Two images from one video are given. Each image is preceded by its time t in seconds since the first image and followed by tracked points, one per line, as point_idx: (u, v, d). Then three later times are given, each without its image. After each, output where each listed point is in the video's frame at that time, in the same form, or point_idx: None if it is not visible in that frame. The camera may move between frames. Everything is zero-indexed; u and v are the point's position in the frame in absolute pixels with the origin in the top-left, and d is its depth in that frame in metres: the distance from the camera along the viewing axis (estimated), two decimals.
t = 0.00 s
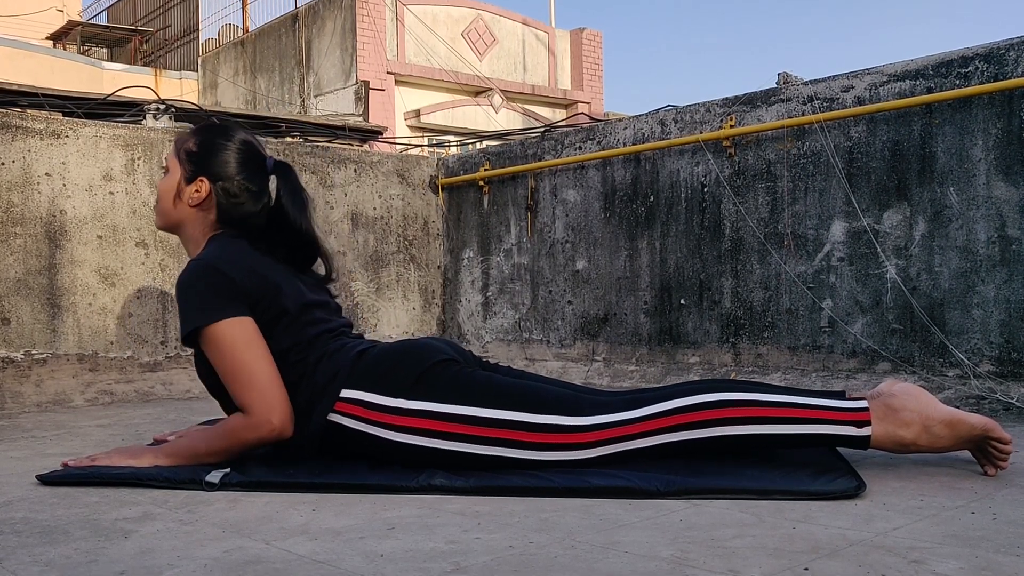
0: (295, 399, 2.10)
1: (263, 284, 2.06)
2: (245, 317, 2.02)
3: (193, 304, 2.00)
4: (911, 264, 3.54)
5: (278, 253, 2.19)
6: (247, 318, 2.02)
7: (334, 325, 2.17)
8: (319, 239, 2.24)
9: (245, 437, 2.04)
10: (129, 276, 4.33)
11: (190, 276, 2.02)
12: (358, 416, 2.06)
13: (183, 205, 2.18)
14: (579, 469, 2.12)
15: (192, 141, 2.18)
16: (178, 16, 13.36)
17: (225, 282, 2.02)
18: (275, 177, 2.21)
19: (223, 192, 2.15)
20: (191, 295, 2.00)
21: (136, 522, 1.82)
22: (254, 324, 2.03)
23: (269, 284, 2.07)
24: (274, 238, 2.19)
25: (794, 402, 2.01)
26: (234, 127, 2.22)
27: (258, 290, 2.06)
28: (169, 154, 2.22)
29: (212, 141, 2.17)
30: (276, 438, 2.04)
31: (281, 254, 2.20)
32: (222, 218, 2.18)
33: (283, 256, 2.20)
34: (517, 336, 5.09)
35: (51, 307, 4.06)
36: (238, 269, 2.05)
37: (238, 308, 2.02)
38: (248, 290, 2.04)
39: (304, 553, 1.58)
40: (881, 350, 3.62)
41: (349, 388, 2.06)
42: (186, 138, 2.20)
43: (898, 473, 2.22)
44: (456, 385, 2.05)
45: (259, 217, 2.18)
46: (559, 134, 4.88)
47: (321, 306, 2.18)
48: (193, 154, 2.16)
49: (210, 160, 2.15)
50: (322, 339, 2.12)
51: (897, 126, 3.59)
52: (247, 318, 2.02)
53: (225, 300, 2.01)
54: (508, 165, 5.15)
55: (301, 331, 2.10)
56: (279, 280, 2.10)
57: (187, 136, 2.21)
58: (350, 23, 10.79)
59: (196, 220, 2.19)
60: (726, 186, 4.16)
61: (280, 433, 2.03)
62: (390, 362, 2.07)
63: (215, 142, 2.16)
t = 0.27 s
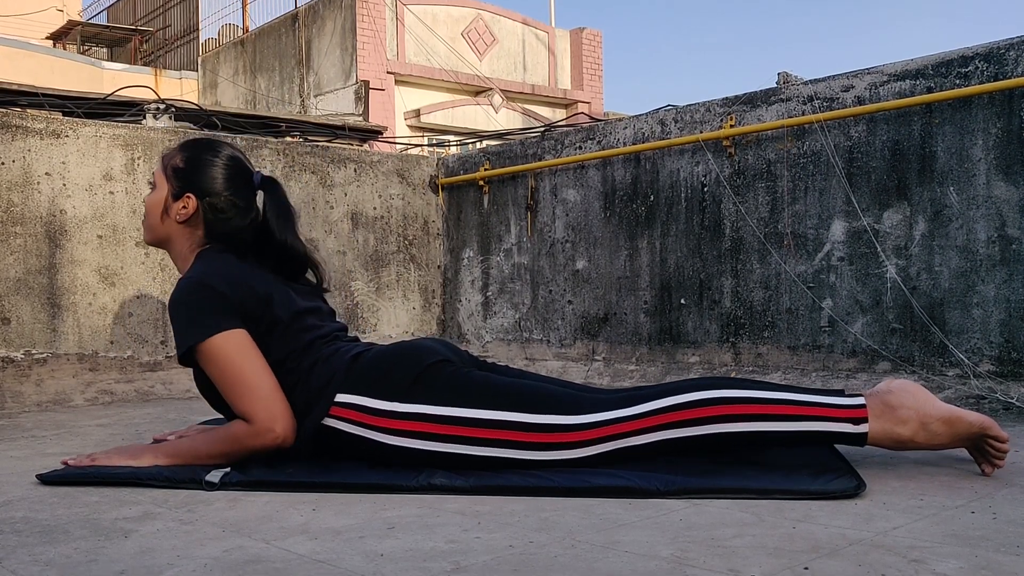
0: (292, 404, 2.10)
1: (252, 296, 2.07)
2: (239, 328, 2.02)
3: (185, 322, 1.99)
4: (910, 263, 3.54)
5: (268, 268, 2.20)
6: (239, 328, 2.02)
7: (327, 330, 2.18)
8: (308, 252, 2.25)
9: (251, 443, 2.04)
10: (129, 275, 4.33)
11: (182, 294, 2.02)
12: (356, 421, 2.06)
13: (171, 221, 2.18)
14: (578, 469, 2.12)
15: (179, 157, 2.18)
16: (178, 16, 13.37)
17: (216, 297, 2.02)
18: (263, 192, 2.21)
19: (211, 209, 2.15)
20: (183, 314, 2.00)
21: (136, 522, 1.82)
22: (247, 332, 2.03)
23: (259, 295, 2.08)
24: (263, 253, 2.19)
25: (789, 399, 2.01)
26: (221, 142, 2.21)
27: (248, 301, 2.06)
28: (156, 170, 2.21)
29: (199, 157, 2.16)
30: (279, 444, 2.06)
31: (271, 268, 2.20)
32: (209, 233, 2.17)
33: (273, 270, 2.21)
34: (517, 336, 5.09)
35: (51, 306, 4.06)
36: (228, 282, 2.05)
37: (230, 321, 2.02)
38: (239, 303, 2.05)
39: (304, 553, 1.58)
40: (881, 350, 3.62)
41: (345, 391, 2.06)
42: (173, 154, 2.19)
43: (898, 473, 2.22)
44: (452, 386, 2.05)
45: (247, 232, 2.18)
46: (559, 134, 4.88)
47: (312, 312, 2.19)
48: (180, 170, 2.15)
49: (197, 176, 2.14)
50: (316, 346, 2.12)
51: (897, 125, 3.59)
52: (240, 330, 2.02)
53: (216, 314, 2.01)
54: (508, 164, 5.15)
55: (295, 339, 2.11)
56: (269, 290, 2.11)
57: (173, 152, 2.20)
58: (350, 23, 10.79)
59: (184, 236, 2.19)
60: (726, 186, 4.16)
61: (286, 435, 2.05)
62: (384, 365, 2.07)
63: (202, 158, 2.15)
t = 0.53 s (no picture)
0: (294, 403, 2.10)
1: (259, 289, 2.07)
2: (240, 312, 2.02)
3: (193, 297, 1.99)
4: (911, 263, 3.54)
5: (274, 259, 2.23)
6: (240, 316, 2.01)
7: (329, 328, 2.18)
8: (314, 243, 2.28)
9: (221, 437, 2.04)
10: (129, 275, 4.33)
11: (193, 271, 2.02)
12: (356, 419, 2.06)
13: (176, 214, 2.17)
14: (579, 469, 2.12)
15: (183, 150, 2.17)
16: (178, 15, 13.36)
17: (225, 280, 2.02)
18: (268, 184, 2.23)
19: (217, 201, 2.15)
20: (191, 288, 2.00)
21: (136, 521, 1.81)
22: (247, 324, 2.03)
23: (266, 290, 2.08)
24: (270, 243, 2.23)
25: (789, 398, 2.00)
26: (224, 134, 2.21)
27: (255, 293, 2.06)
28: (159, 164, 2.20)
29: (204, 149, 2.16)
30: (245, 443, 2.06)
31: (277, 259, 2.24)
32: (216, 226, 2.18)
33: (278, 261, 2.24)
34: (517, 335, 5.09)
35: (51, 306, 4.06)
36: (239, 270, 2.05)
37: (235, 304, 2.01)
38: (247, 291, 2.04)
39: (304, 552, 1.58)
40: (881, 350, 3.62)
41: (344, 390, 2.06)
42: (176, 147, 2.19)
43: (898, 472, 2.22)
44: (452, 386, 2.05)
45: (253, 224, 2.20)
46: (559, 133, 4.88)
47: (315, 310, 2.19)
48: (186, 163, 2.15)
49: (203, 169, 2.14)
50: (318, 343, 2.12)
51: (897, 125, 3.58)
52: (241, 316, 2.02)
53: (224, 295, 2.01)
54: (508, 164, 5.15)
55: (297, 336, 2.11)
56: (274, 286, 2.10)
57: (176, 145, 2.20)
58: (350, 22, 10.79)
59: (190, 229, 2.18)
60: (726, 185, 4.16)
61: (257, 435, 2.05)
62: (385, 364, 2.07)
63: (207, 150, 2.16)
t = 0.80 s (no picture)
0: (292, 403, 2.10)
1: (253, 295, 2.05)
2: (225, 337, 2.01)
3: (182, 312, 1.98)
4: (910, 262, 3.55)
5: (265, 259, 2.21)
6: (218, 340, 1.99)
7: (327, 329, 2.18)
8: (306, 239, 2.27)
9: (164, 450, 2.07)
10: (129, 274, 4.33)
11: (182, 284, 2.00)
12: (356, 421, 2.06)
13: (165, 219, 2.15)
14: (579, 468, 2.12)
15: (168, 153, 2.15)
16: (178, 14, 13.36)
17: (215, 293, 2.00)
18: (256, 183, 2.20)
19: (204, 203, 2.13)
20: (180, 303, 1.99)
21: (135, 521, 1.81)
22: (223, 350, 2.01)
23: (260, 295, 2.07)
24: (260, 244, 2.20)
25: (788, 395, 1.99)
26: (209, 134, 2.18)
27: (248, 301, 2.04)
28: (145, 168, 2.18)
29: (189, 151, 2.13)
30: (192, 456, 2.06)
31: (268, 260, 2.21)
32: (205, 229, 2.16)
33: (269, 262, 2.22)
34: (517, 335, 5.09)
35: (51, 305, 4.06)
36: (230, 279, 2.03)
37: (223, 328, 2.01)
38: (238, 302, 2.03)
39: (304, 551, 1.58)
40: (881, 349, 3.62)
41: (343, 391, 2.06)
42: (161, 150, 2.17)
43: (898, 472, 2.22)
44: (452, 385, 2.05)
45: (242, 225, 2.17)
46: (559, 133, 4.88)
47: (312, 311, 2.18)
48: (171, 166, 2.13)
49: (188, 172, 2.12)
50: (316, 344, 2.12)
51: (897, 124, 3.59)
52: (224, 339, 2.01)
53: (214, 311, 1.99)
54: (508, 163, 5.15)
55: (294, 338, 2.10)
56: (269, 289, 2.10)
57: (161, 148, 2.17)
58: (350, 22, 10.79)
59: (179, 233, 2.17)
60: (726, 185, 4.16)
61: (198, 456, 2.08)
62: (384, 364, 2.07)
63: (191, 152, 2.13)
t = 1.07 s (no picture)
0: (291, 402, 2.09)
1: (244, 297, 2.06)
2: (217, 344, 2.02)
3: (171, 321, 1.99)
4: (910, 262, 3.54)
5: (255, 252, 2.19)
6: (208, 347, 2.00)
7: (324, 326, 2.17)
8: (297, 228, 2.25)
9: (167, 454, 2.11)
10: (129, 274, 4.33)
11: (169, 294, 2.01)
12: (356, 415, 2.06)
13: (153, 218, 2.15)
14: (578, 468, 2.12)
15: (149, 150, 2.15)
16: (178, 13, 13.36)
17: (204, 301, 2.01)
18: (240, 173, 2.19)
19: (191, 197, 2.13)
20: (169, 313, 1.99)
21: (135, 520, 1.81)
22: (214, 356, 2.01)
23: (252, 294, 2.07)
24: (249, 235, 2.17)
25: (787, 395, 1.99)
26: (188, 128, 2.18)
27: (238, 304, 2.05)
28: (128, 169, 2.18)
29: (169, 146, 2.13)
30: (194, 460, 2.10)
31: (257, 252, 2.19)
32: (193, 224, 2.16)
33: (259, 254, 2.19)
34: (517, 334, 5.09)
35: (51, 305, 4.06)
36: (217, 282, 2.04)
37: (214, 334, 2.01)
38: (228, 306, 2.03)
39: (303, 551, 1.58)
40: (881, 349, 3.62)
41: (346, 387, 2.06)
42: (141, 148, 2.16)
43: (898, 471, 2.22)
44: (452, 383, 2.05)
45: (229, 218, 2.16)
46: (559, 132, 4.88)
47: (309, 309, 2.18)
48: (153, 163, 2.13)
49: (170, 167, 2.12)
50: (315, 341, 2.12)
51: (897, 124, 3.58)
52: (217, 346, 2.02)
53: (203, 319, 2.00)
54: (508, 163, 5.15)
55: (292, 335, 2.10)
56: (262, 288, 2.10)
57: (141, 145, 2.17)
58: (350, 21, 10.79)
59: (169, 230, 2.17)
60: (726, 185, 4.16)
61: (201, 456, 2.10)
62: (384, 362, 2.07)
63: (172, 146, 2.13)
